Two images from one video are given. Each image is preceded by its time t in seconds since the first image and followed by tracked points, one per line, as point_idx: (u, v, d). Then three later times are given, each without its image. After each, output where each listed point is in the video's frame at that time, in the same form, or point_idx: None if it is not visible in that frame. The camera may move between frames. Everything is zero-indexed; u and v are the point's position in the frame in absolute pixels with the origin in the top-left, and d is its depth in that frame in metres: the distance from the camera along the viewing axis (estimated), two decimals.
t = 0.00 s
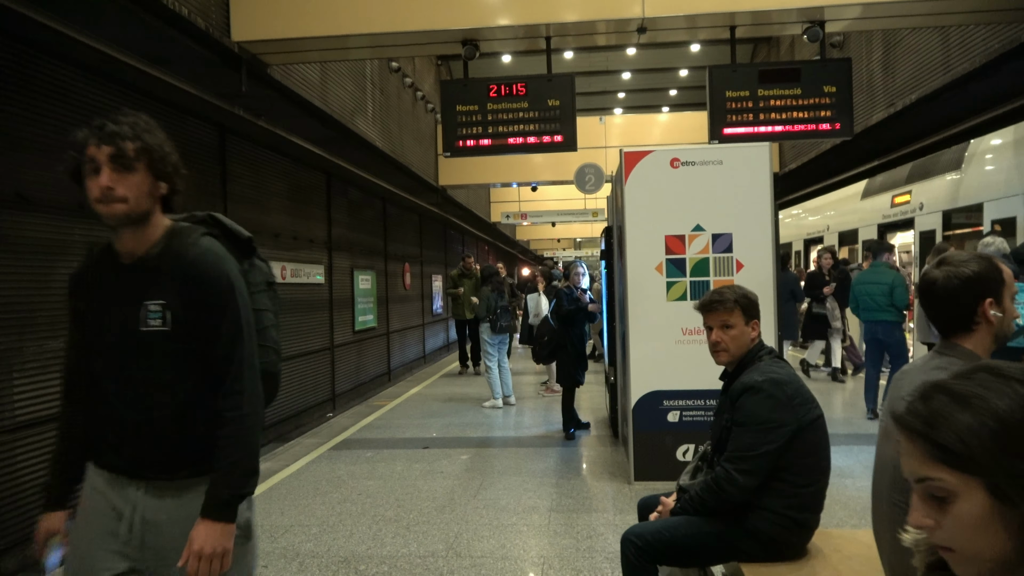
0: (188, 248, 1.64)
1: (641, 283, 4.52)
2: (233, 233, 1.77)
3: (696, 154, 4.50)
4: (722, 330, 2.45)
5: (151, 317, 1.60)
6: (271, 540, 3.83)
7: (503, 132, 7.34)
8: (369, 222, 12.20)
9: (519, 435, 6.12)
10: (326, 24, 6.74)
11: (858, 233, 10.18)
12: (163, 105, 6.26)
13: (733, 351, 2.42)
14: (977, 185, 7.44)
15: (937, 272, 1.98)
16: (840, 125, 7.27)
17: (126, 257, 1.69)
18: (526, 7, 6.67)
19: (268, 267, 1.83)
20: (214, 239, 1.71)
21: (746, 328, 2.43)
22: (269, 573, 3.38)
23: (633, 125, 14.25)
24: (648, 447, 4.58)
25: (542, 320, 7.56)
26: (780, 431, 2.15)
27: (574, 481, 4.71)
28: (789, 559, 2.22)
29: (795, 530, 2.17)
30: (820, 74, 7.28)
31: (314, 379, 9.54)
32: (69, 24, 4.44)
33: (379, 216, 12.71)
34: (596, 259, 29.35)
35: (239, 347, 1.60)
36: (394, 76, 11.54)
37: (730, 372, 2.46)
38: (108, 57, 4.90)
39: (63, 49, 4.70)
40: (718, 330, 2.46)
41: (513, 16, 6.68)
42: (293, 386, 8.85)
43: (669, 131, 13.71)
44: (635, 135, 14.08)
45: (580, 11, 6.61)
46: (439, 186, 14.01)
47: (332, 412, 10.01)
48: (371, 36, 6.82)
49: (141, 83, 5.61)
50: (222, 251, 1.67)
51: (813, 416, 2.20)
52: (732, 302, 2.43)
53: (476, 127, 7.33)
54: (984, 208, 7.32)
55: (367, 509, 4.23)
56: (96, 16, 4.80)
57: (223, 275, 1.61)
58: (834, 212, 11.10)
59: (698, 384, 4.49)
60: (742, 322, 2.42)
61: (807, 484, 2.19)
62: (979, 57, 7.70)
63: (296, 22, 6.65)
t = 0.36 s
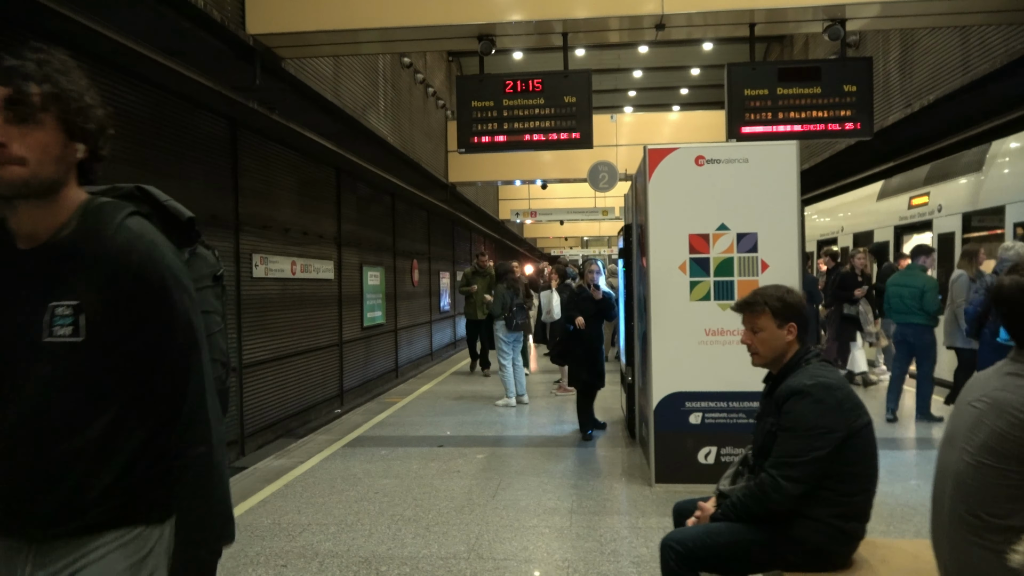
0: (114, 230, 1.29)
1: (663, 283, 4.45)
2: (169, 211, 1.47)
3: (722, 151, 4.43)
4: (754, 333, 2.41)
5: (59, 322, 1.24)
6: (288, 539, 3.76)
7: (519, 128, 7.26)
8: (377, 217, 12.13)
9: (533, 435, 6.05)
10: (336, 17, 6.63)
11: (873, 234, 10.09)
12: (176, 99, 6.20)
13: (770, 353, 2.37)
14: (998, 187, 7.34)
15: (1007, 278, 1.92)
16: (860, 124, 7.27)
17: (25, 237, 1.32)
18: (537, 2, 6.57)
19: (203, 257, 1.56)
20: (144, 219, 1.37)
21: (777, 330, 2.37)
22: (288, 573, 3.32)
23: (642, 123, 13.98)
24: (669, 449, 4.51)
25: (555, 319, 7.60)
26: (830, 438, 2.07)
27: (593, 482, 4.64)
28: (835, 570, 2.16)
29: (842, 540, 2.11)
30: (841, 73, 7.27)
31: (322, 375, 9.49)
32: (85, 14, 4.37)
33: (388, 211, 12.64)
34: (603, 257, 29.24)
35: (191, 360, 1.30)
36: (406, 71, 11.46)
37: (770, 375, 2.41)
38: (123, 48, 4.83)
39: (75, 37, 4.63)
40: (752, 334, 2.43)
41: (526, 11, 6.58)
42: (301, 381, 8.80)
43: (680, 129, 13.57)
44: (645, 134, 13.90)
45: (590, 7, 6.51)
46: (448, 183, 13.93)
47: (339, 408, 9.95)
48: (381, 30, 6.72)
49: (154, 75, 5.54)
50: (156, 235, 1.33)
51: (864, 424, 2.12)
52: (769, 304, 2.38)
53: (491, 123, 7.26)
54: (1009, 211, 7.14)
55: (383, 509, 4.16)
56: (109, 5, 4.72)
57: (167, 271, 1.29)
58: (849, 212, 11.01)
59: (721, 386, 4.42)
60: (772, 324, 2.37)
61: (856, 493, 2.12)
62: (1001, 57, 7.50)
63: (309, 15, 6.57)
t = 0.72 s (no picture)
0: None
1: (697, 287, 4.40)
2: (108, 172, 1.17)
3: (759, 154, 4.36)
4: (802, 351, 2.32)
5: None
6: (319, 543, 3.73)
7: (543, 130, 7.22)
8: (395, 219, 12.10)
9: (558, 439, 5.99)
10: (356, 17, 6.56)
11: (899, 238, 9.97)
12: (201, 99, 6.20)
13: (821, 368, 2.28)
14: None
15: None
16: (889, 127, 7.22)
17: None
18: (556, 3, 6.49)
19: (159, 243, 1.18)
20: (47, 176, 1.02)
21: (824, 346, 2.24)
22: None
23: (659, 125, 13.72)
24: (702, 455, 4.45)
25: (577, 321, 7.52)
26: (897, 450, 2.01)
27: (625, 488, 4.58)
28: None
29: (907, 556, 2.03)
30: (870, 76, 7.21)
31: (340, 376, 9.48)
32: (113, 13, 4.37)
33: (406, 213, 12.62)
34: (618, 260, 29.14)
35: (59, 374, 0.90)
36: (426, 72, 11.43)
37: (828, 388, 2.32)
38: (150, 48, 4.81)
39: (103, 36, 4.63)
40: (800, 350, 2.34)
41: (545, 13, 6.49)
42: (321, 381, 8.80)
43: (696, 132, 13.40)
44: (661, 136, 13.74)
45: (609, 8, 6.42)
46: (466, 184, 13.90)
47: (357, 409, 9.94)
48: (398, 31, 6.66)
49: (180, 75, 5.53)
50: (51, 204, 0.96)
51: (931, 435, 2.06)
52: (812, 321, 2.27)
53: (516, 124, 7.21)
54: None
55: (414, 513, 4.13)
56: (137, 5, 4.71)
57: (50, 252, 0.92)
58: (874, 216, 10.89)
59: (756, 391, 4.36)
60: (817, 341, 2.26)
61: (922, 507, 2.04)
62: None
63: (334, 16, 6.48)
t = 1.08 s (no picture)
0: None
1: (726, 291, 4.34)
2: None
3: (791, 155, 4.30)
4: (849, 364, 2.23)
5: None
6: (344, 544, 3.71)
7: (566, 131, 7.19)
8: (414, 220, 12.10)
9: (578, 443, 5.93)
10: (377, 17, 6.49)
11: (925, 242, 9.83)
12: (224, 99, 6.22)
13: (871, 378, 2.20)
14: None
15: None
16: (918, 129, 7.13)
17: None
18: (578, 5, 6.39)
19: None
20: None
21: (873, 356, 2.17)
22: None
23: (678, 127, 13.54)
24: (730, 460, 4.38)
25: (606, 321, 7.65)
26: (953, 460, 1.93)
27: (651, 493, 4.52)
28: None
29: (960, 569, 1.96)
30: (898, 77, 7.12)
31: (358, 376, 9.47)
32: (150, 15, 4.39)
33: (424, 214, 12.62)
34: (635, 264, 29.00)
35: None
36: (446, 73, 11.41)
37: (875, 396, 2.25)
38: (180, 48, 4.83)
39: (134, 38, 4.65)
40: (846, 362, 2.25)
41: (566, 14, 6.39)
42: (339, 381, 8.80)
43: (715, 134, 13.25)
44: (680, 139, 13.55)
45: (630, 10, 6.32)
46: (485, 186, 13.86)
47: (375, 409, 9.93)
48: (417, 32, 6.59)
49: (206, 75, 5.55)
50: None
51: (986, 445, 1.98)
52: (856, 332, 2.17)
53: (539, 125, 7.18)
54: None
55: (439, 515, 4.09)
56: (167, 6, 4.72)
57: None
58: (900, 220, 10.74)
59: (786, 396, 4.29)
60: (865, 352, 2.17)
61: (976, 518, 1.97)
62: None
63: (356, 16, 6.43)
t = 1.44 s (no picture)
0: None
1: (755, 292, 4.24)
2: None
3: (823, 153, 4.19)
4: (904, 367, 2.13)
5: None
6: (365, 547, 3.64)
7: (588, 129, 7.09)
8: (431, 219, 12.04)
9: (599, 445, 5.83)
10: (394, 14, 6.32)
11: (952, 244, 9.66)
12: (243, 96, 6.18)
13: (927, 382, 2.09)
14: None
15: None
16: (948, 129, 6.98)
17: None
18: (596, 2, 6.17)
19: None
20: None
21: (930, 358, 2.06)
22: None
23: (696, 127, 13.33)
24: (759, 465, 4.28)
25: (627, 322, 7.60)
26: (1018, 472, 1.82)
27: (677, 498, 4.42)
28: None
29: None
30: (928, 76, 6.97)
31: (374, 376, 9.42)
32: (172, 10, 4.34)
33: (441, 214, 12.56)
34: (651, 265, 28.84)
35: None
36: (465, 72, 11.34)
37: (929, 401, 2.15)
38: (201, 45, 4.78)
39: (156, 34, 4.61)
40: (900, 366, 2.14)
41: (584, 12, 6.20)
42: (355, 380, 8.76)
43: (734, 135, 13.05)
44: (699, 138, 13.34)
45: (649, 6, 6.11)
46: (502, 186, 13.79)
47: (391, 409, 9.88)
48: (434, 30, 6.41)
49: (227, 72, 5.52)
50: None
51: None
52: (911, 332, 2.07)
53: (560, 124, 7.10)
54: None
55: (461, 519, 4.01)
56: (189, 2, 4.68)
57: None
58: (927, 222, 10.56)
59: (817, 401, 4.18)
60: (922, 353, 2.07)
61: None
62: None
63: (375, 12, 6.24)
